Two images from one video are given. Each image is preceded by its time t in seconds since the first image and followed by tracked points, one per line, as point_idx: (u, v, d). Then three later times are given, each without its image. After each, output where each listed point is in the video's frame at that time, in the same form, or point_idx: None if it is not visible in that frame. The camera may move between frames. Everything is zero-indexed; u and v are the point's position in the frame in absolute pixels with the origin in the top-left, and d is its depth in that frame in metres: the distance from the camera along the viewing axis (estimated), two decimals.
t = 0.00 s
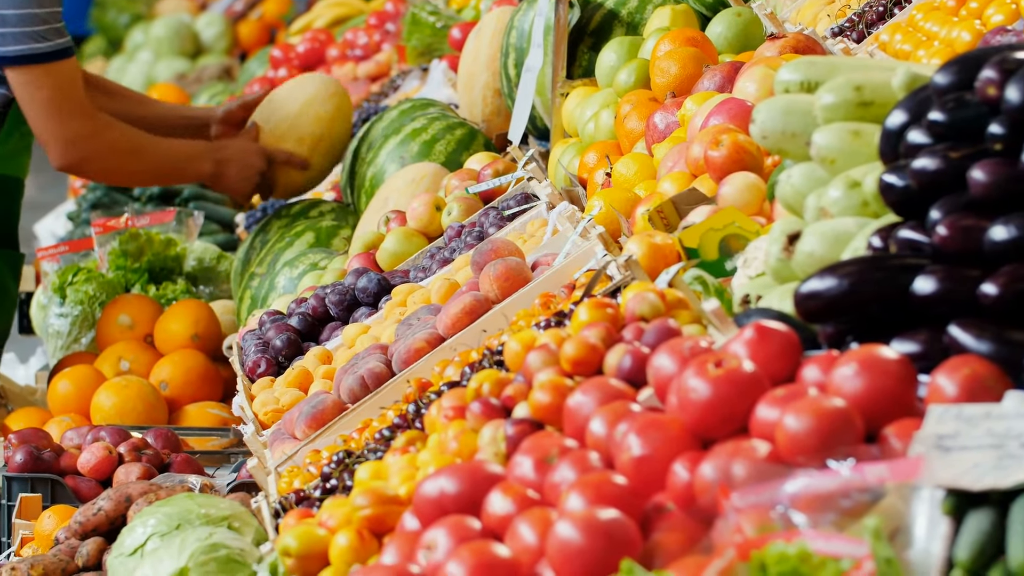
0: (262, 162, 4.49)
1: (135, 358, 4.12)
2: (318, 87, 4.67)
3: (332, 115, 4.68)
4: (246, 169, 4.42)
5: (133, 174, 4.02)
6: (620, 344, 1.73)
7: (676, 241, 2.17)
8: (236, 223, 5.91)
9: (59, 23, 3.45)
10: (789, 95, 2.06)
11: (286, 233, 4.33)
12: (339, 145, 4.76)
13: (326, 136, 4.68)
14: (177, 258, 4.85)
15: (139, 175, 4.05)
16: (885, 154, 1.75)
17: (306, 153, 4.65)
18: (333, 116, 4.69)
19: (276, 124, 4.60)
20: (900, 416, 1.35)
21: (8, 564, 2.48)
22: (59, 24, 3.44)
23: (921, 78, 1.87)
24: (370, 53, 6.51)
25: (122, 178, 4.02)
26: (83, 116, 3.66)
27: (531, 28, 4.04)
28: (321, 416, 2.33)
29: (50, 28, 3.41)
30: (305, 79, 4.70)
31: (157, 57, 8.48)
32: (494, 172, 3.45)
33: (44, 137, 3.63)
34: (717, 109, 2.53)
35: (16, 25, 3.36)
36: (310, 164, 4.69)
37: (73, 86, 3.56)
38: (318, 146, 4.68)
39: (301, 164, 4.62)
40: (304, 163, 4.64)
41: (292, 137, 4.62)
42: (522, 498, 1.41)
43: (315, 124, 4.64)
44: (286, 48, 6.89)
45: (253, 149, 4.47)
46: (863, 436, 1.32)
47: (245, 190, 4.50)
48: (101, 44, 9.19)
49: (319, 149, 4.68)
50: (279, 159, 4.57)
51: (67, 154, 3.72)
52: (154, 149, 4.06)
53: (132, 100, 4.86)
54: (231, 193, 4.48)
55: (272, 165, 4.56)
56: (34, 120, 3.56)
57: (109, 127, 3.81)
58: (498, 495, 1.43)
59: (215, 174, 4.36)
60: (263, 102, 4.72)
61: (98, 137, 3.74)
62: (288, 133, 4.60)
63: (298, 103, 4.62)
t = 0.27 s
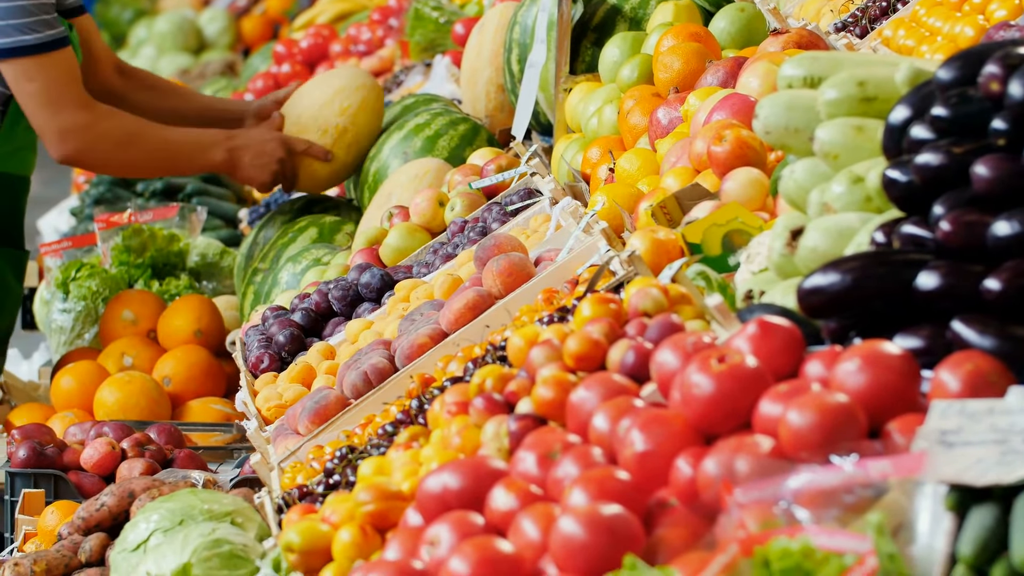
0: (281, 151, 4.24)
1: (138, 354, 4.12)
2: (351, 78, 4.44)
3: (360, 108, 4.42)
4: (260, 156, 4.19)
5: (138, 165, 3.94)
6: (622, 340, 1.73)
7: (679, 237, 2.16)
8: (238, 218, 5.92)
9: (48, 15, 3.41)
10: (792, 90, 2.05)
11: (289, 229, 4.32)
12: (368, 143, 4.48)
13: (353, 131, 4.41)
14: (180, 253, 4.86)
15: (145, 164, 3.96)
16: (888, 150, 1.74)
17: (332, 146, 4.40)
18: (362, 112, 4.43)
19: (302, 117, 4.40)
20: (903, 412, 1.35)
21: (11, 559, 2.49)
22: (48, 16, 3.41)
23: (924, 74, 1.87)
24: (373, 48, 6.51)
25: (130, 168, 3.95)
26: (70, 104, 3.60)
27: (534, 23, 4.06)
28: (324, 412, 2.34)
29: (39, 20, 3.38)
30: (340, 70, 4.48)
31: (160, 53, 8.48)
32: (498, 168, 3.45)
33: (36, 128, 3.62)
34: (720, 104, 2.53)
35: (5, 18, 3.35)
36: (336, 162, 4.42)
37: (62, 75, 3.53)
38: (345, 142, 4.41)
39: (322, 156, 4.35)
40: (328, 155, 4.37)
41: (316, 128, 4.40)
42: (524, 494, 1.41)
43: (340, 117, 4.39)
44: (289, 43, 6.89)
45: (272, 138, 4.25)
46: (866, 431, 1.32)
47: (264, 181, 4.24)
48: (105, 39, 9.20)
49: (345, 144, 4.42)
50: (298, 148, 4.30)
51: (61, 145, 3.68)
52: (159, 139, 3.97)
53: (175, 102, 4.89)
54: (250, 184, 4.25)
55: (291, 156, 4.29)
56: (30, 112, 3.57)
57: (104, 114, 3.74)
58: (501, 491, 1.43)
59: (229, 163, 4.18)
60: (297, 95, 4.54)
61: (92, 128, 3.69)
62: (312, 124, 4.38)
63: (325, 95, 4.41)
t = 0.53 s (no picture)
0: (319, 112, 4.23)
1: (141, 351, 4.13)
2: (374, 31, 4.41)
3: (389, 58, 4.40)
4: (296, 118, 4.20)
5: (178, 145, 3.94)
6: (625, 336, 1.73)
7: (682, 233, 2.16)
8: (241, 214, 5.91)
9: (69, 9, 3.40)
10: (795, 87, 2.05)
11: (292, 225, 4.32)
12: (399, 92, 4.47)
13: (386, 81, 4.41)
14: (183, 250, 4.86)
15: (186, 144, 3.98)
16: (891, 146, 1.74)
17: (366, 99, 4.38)
18: (391, 62, 4.43)
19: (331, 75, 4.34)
20: (906, 408, 1.35)
21: (13, 557, 2.49)
22: (69, 10, 3.40)
23: (926, 70, 1.86)
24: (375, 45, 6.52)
25: (170, 150, 3.95)
26: (107, 92, 3.61)
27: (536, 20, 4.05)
28: (327, 409, 2.34)
29: (60, 15, 3.38)
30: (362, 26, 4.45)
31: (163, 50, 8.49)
32: (500, 164, 3.45)
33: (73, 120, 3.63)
34: (723, 100, 2.52)
35: (26, 15, 3.35)
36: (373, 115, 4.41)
37: (96, 64, 3.54)
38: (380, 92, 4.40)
39: (356, 111, 4.33)
40: (361, 109, 4.35)
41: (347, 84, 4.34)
42: (527, 490, 1.41)
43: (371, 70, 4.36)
44: (292, 40, 6.89)
45: (307, 98, 4.22)
46: (869, 428, 1.32)
47: (303, 142, 4.25)
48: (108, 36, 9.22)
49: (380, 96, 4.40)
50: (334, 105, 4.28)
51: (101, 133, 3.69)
52: (197, 115, 3.98)
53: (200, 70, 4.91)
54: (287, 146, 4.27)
55: (327, 113, 4.28)
56: (66, 108, 3.58)
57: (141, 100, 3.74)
58: (503, 487, 1.43)
59: (267, 128, 4.19)
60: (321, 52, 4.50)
61: (130, 114, 3.69)
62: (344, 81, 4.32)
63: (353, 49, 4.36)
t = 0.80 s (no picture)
0: (402, 71, 4.28)
1: (145, 346, 4.13)
2: None
3: (471, 17, 4.38)
4: (384, 76, 4.26)
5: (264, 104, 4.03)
6: (629, 332, 1.73)
7: (686, 229, 2.16)
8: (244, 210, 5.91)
9: None
10: (798, 83, 2.05)
11: (296, 221, 4.33)
12: (486, 50, 4.45)
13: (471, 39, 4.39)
14: (187, 246, 4.87)
15: (270, 101, 4.06)
16: (894, 142, 1.74)
17: (451, 59, 4.39)
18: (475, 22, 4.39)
19: (417, 34, 4.39)
20: (909, 404, 1.35)
21: (17, 552, 2.51)
22: None
23: (930, 66, 1.86)
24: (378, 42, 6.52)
25: (259, 106, 4.04)
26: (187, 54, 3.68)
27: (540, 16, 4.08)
28: (331, 404, 2.34)
29: None
30: None
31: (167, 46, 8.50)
32: (504, 160, 3.45)
33: (160, 85, 3.69)
34: (727, 96, 2.52)
35: None
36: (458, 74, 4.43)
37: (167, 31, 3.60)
38: (465, 51, 4.40)
39: (441, 70, 4.37)
40: (446, 69, 4.38)
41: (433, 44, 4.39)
42: (530, 486, 1.42)
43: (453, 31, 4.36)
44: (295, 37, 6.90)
45: (392, 57, 4.27)
46: (872, 424, 1.32)
47: (391, 100, 4.32)
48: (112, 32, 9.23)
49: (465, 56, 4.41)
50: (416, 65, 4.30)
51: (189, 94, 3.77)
52: (282, 74, 4.06)
53: (268, 40, 5.05)
54: (379, 106, 4.34)
55: (414, 72, 4.32)
56: (147, 73, 3.61)
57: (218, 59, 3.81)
58: (507, 483, 1.43)
59: (354, 87, 4.24)
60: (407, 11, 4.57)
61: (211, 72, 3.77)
62: (427, 43, 4.38)
63: (434, 11, 4.38)
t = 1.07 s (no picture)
0: (434, 70, 4.34)
1: (148, 343, 4.13)
2: None
3: (509, 26, 4.35)
4: (417, 73, 4.30)
5: (290, 92, 4.02)
6: (631, 328, 1.73)
7: (688, 225, 2.16)
8: (247, 207, 5.91)
9: None
10: (800, 79, 2.05)
11: (299, 218, 4.33)
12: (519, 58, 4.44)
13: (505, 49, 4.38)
14: (190, 242, 4.87)
15: (299, 91, 4.06)
16: (897, 138, 1.74)
17: (483, 68, 4.41)
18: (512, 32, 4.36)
19: (451, 39, 4.43)
20: (912, 400, 1.35)
21: (21, 549, 2.52)
22: None
23: (932, 61, 1.86)
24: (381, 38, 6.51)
25: (287, 96, 4.04)
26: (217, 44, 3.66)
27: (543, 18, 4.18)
28: (334, 401, 2.34)
29: None
30: None
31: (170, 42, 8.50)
32: (507, 156, 3.44)
33: (191, 75, 3.67)
34: (730, 92, 2.52)
35: None
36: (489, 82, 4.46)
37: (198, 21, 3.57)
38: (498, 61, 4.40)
39: (471, 78, 4.39)
40: (476, 77, 4.40)
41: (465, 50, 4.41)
42: (533, 482, 1.42)
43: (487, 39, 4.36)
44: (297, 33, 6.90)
45: (426, 55, 4.33)
46: (874, 420, 1.32)
47: (418, 97, 4.36)
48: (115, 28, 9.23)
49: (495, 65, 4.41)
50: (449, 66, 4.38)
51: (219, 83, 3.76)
52: (311, 63, 4.05)
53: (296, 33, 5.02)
54: (402, 100, 4.37)
55: (443, 75, 4.38)
56: (178, 65, 3.59)
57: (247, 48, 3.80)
58: (510, 479, 1.43)
59: (387, 79, 4.26)
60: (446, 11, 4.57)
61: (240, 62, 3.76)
62: (460, 48, 4.40)
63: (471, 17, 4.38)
